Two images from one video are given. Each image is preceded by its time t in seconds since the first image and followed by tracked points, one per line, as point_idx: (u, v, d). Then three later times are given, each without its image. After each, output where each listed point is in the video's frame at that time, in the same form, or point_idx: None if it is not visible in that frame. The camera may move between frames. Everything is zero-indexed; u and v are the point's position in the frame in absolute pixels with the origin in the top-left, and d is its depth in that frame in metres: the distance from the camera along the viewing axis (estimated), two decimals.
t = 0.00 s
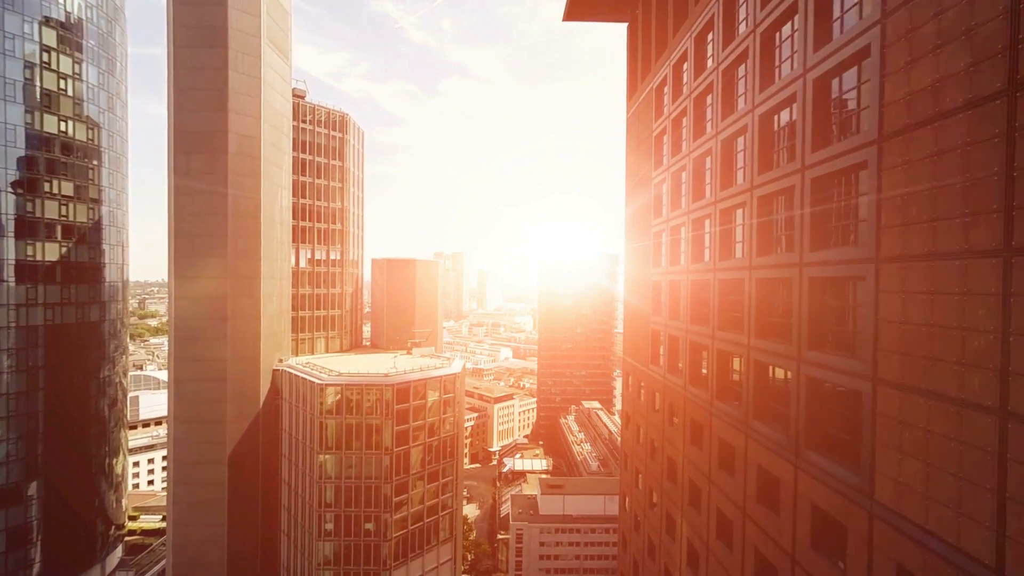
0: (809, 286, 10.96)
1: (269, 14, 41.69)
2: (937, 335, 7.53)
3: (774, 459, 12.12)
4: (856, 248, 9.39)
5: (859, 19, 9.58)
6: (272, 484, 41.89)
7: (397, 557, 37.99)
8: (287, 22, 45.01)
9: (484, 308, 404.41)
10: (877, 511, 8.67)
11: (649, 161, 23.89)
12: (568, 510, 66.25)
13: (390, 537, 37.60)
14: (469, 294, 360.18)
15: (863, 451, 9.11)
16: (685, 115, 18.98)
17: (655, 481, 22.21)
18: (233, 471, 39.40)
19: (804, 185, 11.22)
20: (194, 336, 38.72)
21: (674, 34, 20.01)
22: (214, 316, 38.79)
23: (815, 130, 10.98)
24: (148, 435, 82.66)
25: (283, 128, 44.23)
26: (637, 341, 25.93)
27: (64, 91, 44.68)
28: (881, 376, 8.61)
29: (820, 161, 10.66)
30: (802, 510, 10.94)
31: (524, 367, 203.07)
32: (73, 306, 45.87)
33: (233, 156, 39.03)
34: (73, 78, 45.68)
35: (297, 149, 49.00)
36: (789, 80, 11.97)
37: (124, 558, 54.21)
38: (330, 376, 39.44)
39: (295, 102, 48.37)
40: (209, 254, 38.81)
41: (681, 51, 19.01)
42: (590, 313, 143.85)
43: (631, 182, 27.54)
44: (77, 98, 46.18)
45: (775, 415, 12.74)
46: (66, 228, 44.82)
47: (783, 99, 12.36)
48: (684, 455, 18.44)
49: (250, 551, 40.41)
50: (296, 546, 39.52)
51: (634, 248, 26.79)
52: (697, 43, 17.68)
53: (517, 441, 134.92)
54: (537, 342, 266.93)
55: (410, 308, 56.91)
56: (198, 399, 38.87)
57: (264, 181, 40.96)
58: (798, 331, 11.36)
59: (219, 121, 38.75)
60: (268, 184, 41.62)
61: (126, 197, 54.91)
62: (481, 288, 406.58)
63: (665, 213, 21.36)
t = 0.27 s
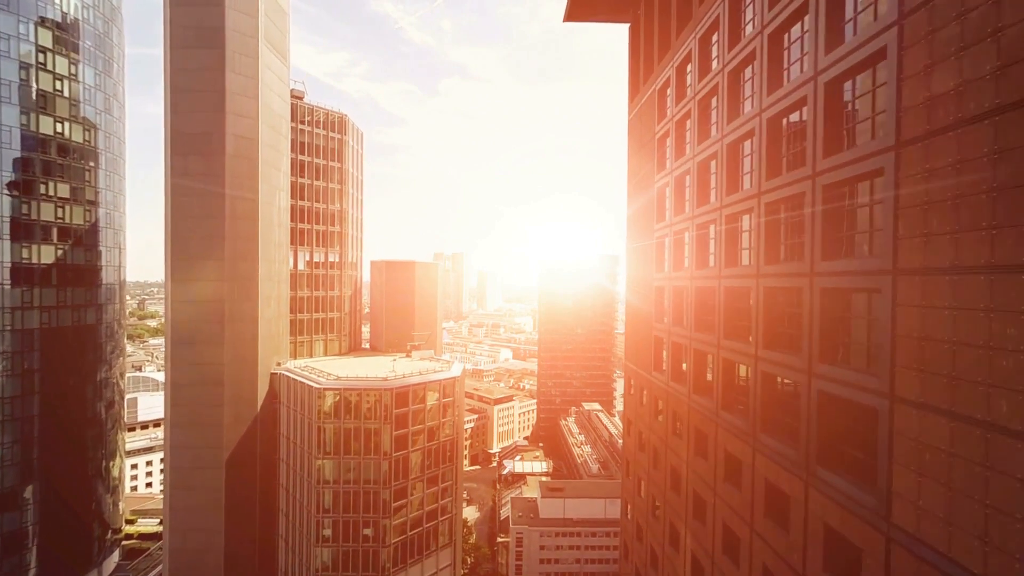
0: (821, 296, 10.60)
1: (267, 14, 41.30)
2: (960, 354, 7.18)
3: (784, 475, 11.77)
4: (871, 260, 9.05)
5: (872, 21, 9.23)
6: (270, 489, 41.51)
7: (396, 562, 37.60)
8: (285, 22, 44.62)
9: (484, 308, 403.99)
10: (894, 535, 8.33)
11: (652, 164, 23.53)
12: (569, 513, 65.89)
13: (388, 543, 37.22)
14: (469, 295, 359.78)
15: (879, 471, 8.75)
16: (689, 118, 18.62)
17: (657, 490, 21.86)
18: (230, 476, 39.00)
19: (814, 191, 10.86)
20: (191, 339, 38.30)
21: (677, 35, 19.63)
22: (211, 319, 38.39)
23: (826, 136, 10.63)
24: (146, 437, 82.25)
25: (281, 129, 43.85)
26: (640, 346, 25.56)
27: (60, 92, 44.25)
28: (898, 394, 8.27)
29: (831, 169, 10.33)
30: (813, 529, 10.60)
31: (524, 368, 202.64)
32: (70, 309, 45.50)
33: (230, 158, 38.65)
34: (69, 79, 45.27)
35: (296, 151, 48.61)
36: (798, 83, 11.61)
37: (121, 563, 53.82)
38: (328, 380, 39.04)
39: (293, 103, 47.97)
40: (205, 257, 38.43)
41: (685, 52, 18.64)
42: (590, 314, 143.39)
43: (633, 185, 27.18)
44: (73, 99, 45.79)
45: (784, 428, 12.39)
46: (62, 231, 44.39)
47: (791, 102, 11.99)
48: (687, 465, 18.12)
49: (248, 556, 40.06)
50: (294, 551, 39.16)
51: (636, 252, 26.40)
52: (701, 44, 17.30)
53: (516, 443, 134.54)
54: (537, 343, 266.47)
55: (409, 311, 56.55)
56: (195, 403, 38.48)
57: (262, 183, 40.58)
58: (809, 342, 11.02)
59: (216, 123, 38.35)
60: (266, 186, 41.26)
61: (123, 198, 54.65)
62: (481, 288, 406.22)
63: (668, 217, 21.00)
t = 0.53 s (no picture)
0: (834, 307, 10.20)
1: (265, 15, 40.95)
2: (987, 372, 6.82)
3: (795, 492, 11.34)
4: (887, 270, 8.68)
5: (889, 22, 8.86)
6: (268, 493, 41.13)
7: (395, 568, 37.23)
8: (284, 22, 44.26)
9: (484, 308, 403.52)
10: (913, 559, 8.01)
11: (654, 167, 23.16)
12: (569, 516, 65.48)
13: (387, 549, 36.81)
14: (469, 295, 359.34)
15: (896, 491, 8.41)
16: (693, 121, 18.25)
17: (660, 499, 21.52)
18: (227, 481, 38.56)
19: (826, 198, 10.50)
20: (188, 342, 37.92)
21: (680, 36, 19.27)
22: (208, 322, 37.99)
23: (839, 140, 10.25)
24: (144, 439, 81.87)
25: (279, 130, 43.47)
26: (642, 352, 25.21)
27: (56, 93, 43.86)
28: (918, 412, 7.92)
29: (845, 175, 9.96)
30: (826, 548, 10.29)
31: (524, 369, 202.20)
32: (66, 312, 45.12)
33: (228, 159, 38.27)
34: (65, 79, 44.89)
35: (294, 152, 48.24)
36: (808, 85, 11.23)
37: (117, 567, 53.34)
38: (327, 383, 38.65)
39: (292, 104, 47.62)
40: (202, 259, 38.03)
41: (689, 54, 18.28)
42: (590, 315, 143.04)
43: (635, 188, 26.81)
44: (69, 100, 45.41)
45: (794, 441, 11.95)
46: (58, 232, 43.97)
47: (801, 105, 11.62)
48: (692, 477, 17.68)
49: (245, 562, 39.67)
50: (292, 557, 38.77)
51: (638, 256, 26.03)
52: (706, 45, 16.93)
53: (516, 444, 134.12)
54: (537, 343, 266.07)
55: (409, 313, 56.15)
56: (191, 407, 38.07)
57: (259, 185, 40.24)
58: (821, 353, 10.60)
59: (213, 124, 37.97)
60: (264, 187, 40.90)
61: (121, 200, 54.36)
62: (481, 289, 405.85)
63: (671, 221, 20.63)
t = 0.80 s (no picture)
0: (848, 320, 10.15)
1: (263, 14, 40.56)
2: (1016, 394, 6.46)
3: (806, 507, 11.59)
4: (910, 282, 8.40)
5: (908, 22, 8.49)
6: (265, 498, 40.73)
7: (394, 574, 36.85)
8: (281, 22, 43.86)
9: (484, 308, 403.03)
10: None
11: (657, 170, 22.78)
12: (569, 519, 65.06)
13: (386, 554, 36.42)
14: (469, 295, 358.85)
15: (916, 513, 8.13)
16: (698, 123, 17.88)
17: (665, 507, 21.22)
18: (224, 485, 38.16)
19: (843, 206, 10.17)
20: (185, 345, 37.56)
21: (684, 36, 18.89)
22: (205, 325, 37.61)
23: (854, 146, 9.91)
24: (143, 441, 81.50)
25: (277, 130, 43.07)
26: (644, 356, 24.92)
27: (52, 93, 43.46)
28: (940, 433, 7.60)
29: (861, 182, 9.69)
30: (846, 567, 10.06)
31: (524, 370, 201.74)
32: (62, 314, 44.71)
33: (225, 160, 37.85)
34: (61, 80, 44.49)
35: (293, 153, 47.84)
36: (820, 88, 10.88)
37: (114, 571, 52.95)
38: (325, 386, 38.26)
39: (290, 104, 47.21)
40: (199, 261, 37.62)
41: (693, 54, 17.92)
42: (590, 315, 142.57)
43: (637, 190, 26.43)
44: (66, 101, 45.03)
45: (808, 455, 12.15)
46: (54, 234, 43.58)
47: (813, 109, 11.28)
48: (697, 485, 18.03)
49: (243, 566, 39.30)
50: (291, 561, 38.41)
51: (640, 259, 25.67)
52: (711, 46, 16.55)
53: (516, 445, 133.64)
54: (537, 344, 265.57)
55: (408, 314, 55.75)
56: (188, 411, 37.68)
57: (258, 186, 39.88)
58: (836, 367, 10.54)
59: (210, 124, 37.57)
60: (262, 188, 40.56)
61: (118, 201, 54.00)
62: (482, 289, 405.40)
63: (675, 225, 20.26)
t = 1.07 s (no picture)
0: (863, 334, 9.82)
1: (260, 14, 40.14)
2: None
3: (819, 527, 11.39)
4: (935, 296, 8.01)
5: (929, 24, 8.09)
6: (263, 503, 40.34)
7: None
8: (279, 22, 43.46)
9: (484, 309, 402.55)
10: None
11: (660, 173, 22.39)
12: (569, 522, 64.66)
13: (385, 560, 36.02)
14: (469, 296, 358.33)
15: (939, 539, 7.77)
16: (703, 126, 17.47)
17: (670, 517, 20.82)
18: (221, 490, 37.74)
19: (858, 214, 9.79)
20: (182, 349, 37.15)
21: (688, 37, 18.48)
22: (202, 328, 37.21)
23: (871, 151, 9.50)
24: (141, 443, 81.07)
25: (275, 131, 42.66)
26: (647, 363, 24.53)
27: (48, 94, 43.05)
28: (966, 456, 7.23)
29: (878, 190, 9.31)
30: None
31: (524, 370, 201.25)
32: (58, 317, 44.29)
33: (222, 162, 37.44)
34: (57, 80, 44.09)
35: (291, 154, 47.43)
36: (833, 91, 10.48)
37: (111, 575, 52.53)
38: (323, 390, 37.85)
39: (288, 105, 46.81)
40: (196, 264, 37.21)
41: (698, 55, 17.51)
42: (591, 316, 142.10)
43: (639, 193, 26.02)
44: (62, 101, 44.62)
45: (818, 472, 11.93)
46: (50, 236, 43.17)
47: (825, 113, 10.88)
48: (702, 497, 17.91)
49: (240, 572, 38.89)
50: (289, 567, 38.01)
51: (642, 263, 25.26)
52: (716, 47, 16.14)
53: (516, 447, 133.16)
54: (537, 344, 265.09)
55: (407, 317, 55.34)
56: (185, 415, 37.27)
57: (255, 187, 39.49)
58: (851, 381, 10.17)
59: (207, 125, 37.16)
60: (260, 190, 40.18)
61: (115, 202, 53.59)
62: (481, 289, 404.93)
63: (679, 229, 19.86)
